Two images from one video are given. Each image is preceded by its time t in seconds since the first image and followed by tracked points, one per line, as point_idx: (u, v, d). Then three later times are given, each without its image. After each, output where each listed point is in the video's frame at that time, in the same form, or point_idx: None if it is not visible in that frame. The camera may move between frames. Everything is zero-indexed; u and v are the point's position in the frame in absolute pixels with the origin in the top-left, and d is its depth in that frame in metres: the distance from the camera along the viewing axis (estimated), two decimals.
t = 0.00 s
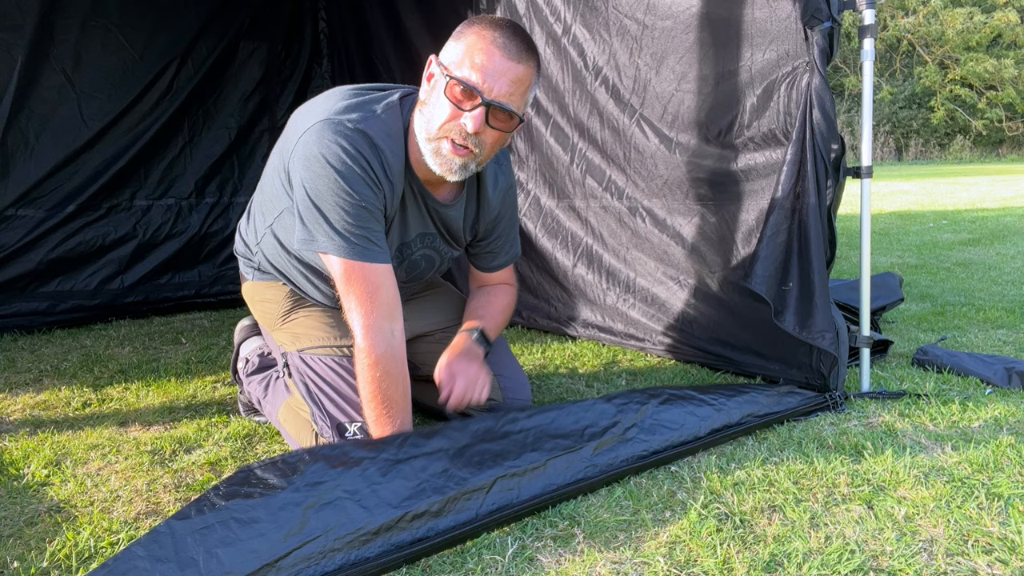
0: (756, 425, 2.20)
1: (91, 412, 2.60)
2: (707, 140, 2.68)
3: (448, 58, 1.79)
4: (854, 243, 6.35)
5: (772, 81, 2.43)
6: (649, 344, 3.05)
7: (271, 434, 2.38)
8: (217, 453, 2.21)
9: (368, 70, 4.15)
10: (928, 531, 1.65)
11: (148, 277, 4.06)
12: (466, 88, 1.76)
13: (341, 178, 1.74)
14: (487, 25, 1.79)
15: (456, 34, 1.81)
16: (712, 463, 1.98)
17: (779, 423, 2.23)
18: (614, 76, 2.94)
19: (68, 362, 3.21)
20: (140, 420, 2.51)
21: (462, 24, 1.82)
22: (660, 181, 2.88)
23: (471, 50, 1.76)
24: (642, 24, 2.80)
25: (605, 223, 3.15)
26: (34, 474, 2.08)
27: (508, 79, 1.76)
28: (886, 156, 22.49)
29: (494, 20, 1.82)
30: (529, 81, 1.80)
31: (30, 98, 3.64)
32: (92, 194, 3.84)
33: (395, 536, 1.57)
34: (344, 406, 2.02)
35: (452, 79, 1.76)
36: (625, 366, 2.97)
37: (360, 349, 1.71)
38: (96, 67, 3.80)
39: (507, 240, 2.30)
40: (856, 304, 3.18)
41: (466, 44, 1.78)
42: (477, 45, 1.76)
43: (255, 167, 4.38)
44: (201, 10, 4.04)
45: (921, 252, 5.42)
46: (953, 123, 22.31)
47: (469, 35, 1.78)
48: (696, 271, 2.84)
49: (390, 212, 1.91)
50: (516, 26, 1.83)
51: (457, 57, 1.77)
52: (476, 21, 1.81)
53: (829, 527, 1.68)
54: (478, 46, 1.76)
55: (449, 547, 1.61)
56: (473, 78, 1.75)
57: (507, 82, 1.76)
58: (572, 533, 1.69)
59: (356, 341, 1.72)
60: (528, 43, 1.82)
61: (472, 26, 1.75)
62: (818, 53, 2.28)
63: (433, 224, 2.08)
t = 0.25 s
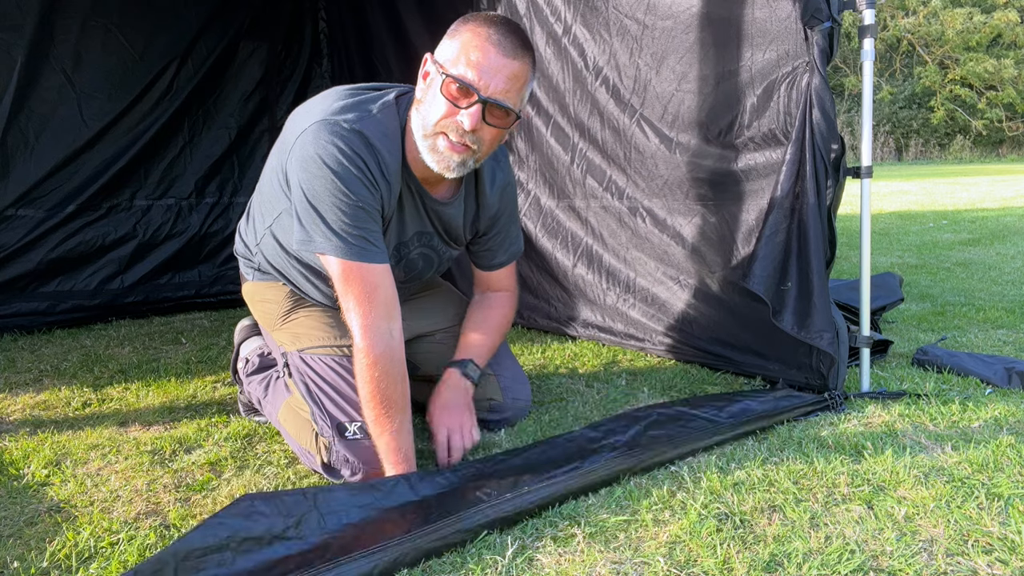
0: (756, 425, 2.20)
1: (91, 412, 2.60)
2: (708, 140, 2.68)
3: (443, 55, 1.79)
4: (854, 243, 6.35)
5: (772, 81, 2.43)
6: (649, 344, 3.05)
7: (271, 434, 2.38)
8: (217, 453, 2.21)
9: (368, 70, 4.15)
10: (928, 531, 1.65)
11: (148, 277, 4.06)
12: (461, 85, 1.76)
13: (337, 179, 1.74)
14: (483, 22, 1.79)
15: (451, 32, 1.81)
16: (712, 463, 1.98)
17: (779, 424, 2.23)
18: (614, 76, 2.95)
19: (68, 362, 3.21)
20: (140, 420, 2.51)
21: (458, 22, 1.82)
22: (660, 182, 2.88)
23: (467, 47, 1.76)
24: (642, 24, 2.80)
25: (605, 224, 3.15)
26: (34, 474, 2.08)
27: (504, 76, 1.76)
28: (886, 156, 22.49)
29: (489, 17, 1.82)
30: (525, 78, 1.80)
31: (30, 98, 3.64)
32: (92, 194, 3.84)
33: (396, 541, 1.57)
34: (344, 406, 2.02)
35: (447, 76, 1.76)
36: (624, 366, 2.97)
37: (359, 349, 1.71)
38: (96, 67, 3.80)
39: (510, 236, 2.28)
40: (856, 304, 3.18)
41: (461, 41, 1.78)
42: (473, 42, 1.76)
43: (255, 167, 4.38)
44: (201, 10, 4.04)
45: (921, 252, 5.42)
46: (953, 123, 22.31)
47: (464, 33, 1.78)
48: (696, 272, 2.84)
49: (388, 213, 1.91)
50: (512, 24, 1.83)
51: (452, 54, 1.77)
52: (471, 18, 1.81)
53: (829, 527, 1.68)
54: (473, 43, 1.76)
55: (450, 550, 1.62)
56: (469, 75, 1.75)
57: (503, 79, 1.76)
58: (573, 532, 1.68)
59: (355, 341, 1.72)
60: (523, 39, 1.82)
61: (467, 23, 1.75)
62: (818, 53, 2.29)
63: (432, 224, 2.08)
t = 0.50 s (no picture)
0: (756, 425, 2.20)
1: (91, 412, 2.60)
2: (708, 140, 2.68)
3: (443, 56, 1.80)
4: (854, 243, 6.35)
5: (772, 81, 2.44)
6: (649, 344, 3.05)
7: (271, 434, 2.38)
8: (217, 453, 2.21)
9: (368, 70, 4.15)
10: (928, 531, 1.65)
11: (148, 277, 4.06)
12: (461, 86, 1.76)
13: (337, 179, 1.75)
14: (482, 23, 1.79)
15: (451, 33, 1.82)
16: (712, 463, 1.98)
17: (779, 424, 2.23)
18: (614, 76, 2.95)
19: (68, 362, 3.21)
20: (140, 420, 2.51)
21: (457, 22, 1.82)
22: (660, 182, 2.88)
23: (466, 48, 1.76)
24: (642, 24, 2.80)
25: (605, 224, 3.15)
26: (34, 474, 2.08)
27: (503, 77, 1.76)
28: (886, 156, 22.48)
29: (489, 18, 1.82)
30: (524, 80, 1.80)
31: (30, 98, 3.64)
32: (92, 194, 3.84)
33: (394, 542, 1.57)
34: (344, 407, 2.02)
35: (447, 77, 1.77)
36: (625, 366, 2.97)
37: (359, 349, 1.71)
38: (96, 67, 3.80)
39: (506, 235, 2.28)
40: (856, 304, 3.18)
41: (461, 42, 1.78)
42: (472, 43, 1.76)
43: (255, 167, 4.38)
44: (201, 10, 4.04)
45: (921, 252, 5.42)
46: (953, 123, 22.31)
47: (464, 34, 1.78)
48: (696, 271, 2.84)
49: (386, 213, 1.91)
50: (511, 24, 1.83)
51: (452, 55, 1.77)
52: (471, 19, 1.81)
53: (829, 527, 1.68)
54: (472, 45, 1.76)
55: (452, 552, 1.61)
56: (468, 76, 1.75)
57: (502, 80, 1.76)
58: (572, 533, 1.68)
59: (355, 341, 1.72)
60: (523, 40, 1.82)
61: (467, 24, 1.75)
62: (818, 53, 2.29)
63: (431, 225, 2.08)
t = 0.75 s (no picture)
0: (756, 425, 2.20)
1: (91, 412, 2.60)
2: (708, 140, 2.68)
3: (448, 67, 1.75)
4: (854, 243, 6.35)
5: (772, 81, 2.44)
6: (649, 344, 3.05)
7: (271, 434, 2.38)
8: (217, 453, 2.21)
9: (368, 70, 4.15)
10: (928, 531, 1.65)
11: (148, 277, 4.06)
12: (468, 101, 1.72)
13: (339, 179, 1.74)
14: (487, 29, 1.73)
15: (455, 39, 1.75)
16: (712, 463, 1.98)
17: (779, 423, 2.23)
18: (614, 76, 2.95)
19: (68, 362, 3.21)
20: (140, 420, 2.51)
21: (460, 27, 1.76)
22: (660, 182, 2.88)
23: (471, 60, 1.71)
24: (642, 24, 2.81)
25: (605, 224, 3.15)
26: (34, 474, 2.08)
27: (510, 89, 1.72)
28: (886, 156, 22.48)
29: (494, 22, 1.74)
30: (532, 88, 1.75)
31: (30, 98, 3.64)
32: (92, 194, 3.84)
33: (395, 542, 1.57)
34: (344, 406, 2.02)
35: (454, 90, 1.73)
36: (625, 366, 2.97)
37: (359, 349, 1.71)
38: (96, 67, 3.80)
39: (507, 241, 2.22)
40: (856, 304, 3.18)
41: (465, 52, 1.72)
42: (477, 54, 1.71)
43: (255, 167, 4.38)
44: (201, 10, 4.04)
45: (921, 252, 5.41)
46: (953, 123, 22.31)
47: (468, 43, 1.72)
48: (696, 271, 2.84)
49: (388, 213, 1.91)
50: (515, 26, 1.76)
51: (457, 67, 1.73)
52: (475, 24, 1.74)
53: (829, 527, 1.68)
54: (478, 55, 1.71)
55: (452, 552, 1.61)
56: (475, 90, 1.71)
57: (509, 92, 1.72)
58: (572, 533, 1.68)
59: (356, 341, 1.72)
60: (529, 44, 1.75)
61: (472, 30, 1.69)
62: (818, 53, 2.29)
63: (430, 228, 2.09)
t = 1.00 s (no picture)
0: (756, 425, 2.20)
1: (91, 412, 2.60)
2: (708, 140, 2.68)
3: (466, 105, 1.69)
4: (854, 243, 6.35)
5: (772, 81, 2.44)
6: (649, 344, 3.05)
7: (271, 434, 2.38)
8: (217, 453, 2.21)
9: (368, 70, 4.15)
10: (928, 531, 1.65)
11: (148, 277, 4.06)
12: (494, 140, 1.69)
13: (339, 179, 1.75)
14: (498, 60, 1.66)
15: (466, 73, 1.67)
16: (712, 463, 1.98)
17: (779, 423, 2.23)
18: (614, 76, 2.95)
19: (68, 362, 3.21)
20: (140, 420, 2.51)
21: (468, 58, 1.67)
22: (660, 181, 2.88)
23: (491, 96, 1.65)
24: (642, 24, 2.80)
25: (605, 223, 3.15)
26: (34, 474, 2.08)
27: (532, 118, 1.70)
28: (886, 156, 22.48)
29: (500, 46, 1.67)
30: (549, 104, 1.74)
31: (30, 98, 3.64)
32: (92, 194, 3.84)
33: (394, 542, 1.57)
34: (344, 406, 2.03)
35: (479, 129, 1.68)
36: (625, 366, 2.97)
37: (359, 349, 1.71)
38: (96, 67, 3.80)
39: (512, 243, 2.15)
40: (856, 304, 3.18)
41: (483, 87, 1.66)
42: (497, 89, 1.65)
43: (255, 167, 4.38)
44: (201, 10, 4.04)
45: (921, 252, 5.41)
46: (953, 123, 22.31)
47: (484, 78, 1.66)
48: (696, 271, 2.84)
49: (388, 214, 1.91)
50: (520, 48, 1.69)
51: (477, 105, 1.67)
52: (483, 51, 1.67)
53: (829, 527, 1.68)
54: (497, 93, 1.66)
55: (452, 552, 1.61)
56: (500, 129, 1.68)
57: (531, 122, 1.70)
58: (572, 533, 1.68)
59: (356, 341, 1.72)
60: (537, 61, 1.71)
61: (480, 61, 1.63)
62: (818, 53, 2.29)
63: (431, 236, 2.10)
